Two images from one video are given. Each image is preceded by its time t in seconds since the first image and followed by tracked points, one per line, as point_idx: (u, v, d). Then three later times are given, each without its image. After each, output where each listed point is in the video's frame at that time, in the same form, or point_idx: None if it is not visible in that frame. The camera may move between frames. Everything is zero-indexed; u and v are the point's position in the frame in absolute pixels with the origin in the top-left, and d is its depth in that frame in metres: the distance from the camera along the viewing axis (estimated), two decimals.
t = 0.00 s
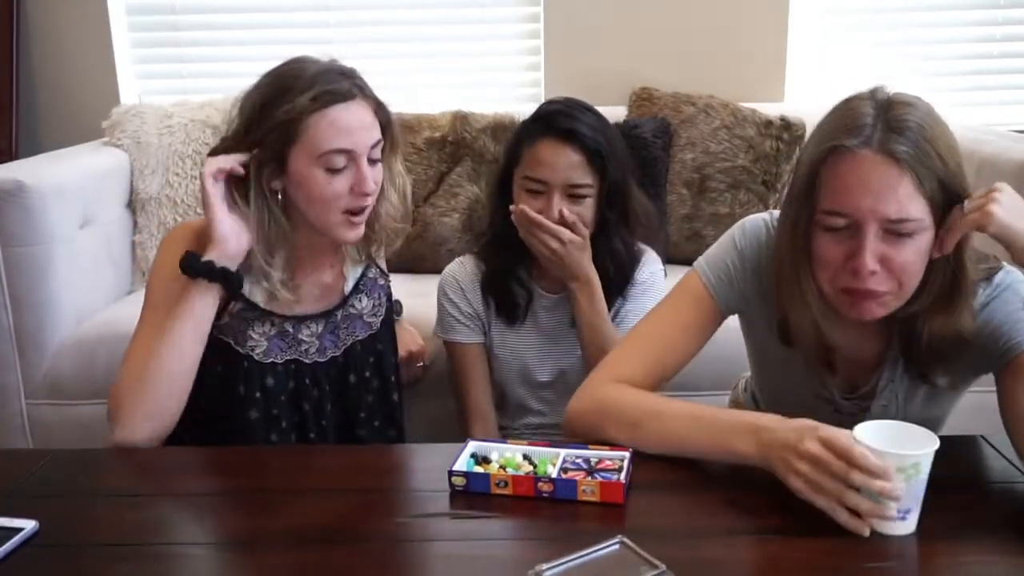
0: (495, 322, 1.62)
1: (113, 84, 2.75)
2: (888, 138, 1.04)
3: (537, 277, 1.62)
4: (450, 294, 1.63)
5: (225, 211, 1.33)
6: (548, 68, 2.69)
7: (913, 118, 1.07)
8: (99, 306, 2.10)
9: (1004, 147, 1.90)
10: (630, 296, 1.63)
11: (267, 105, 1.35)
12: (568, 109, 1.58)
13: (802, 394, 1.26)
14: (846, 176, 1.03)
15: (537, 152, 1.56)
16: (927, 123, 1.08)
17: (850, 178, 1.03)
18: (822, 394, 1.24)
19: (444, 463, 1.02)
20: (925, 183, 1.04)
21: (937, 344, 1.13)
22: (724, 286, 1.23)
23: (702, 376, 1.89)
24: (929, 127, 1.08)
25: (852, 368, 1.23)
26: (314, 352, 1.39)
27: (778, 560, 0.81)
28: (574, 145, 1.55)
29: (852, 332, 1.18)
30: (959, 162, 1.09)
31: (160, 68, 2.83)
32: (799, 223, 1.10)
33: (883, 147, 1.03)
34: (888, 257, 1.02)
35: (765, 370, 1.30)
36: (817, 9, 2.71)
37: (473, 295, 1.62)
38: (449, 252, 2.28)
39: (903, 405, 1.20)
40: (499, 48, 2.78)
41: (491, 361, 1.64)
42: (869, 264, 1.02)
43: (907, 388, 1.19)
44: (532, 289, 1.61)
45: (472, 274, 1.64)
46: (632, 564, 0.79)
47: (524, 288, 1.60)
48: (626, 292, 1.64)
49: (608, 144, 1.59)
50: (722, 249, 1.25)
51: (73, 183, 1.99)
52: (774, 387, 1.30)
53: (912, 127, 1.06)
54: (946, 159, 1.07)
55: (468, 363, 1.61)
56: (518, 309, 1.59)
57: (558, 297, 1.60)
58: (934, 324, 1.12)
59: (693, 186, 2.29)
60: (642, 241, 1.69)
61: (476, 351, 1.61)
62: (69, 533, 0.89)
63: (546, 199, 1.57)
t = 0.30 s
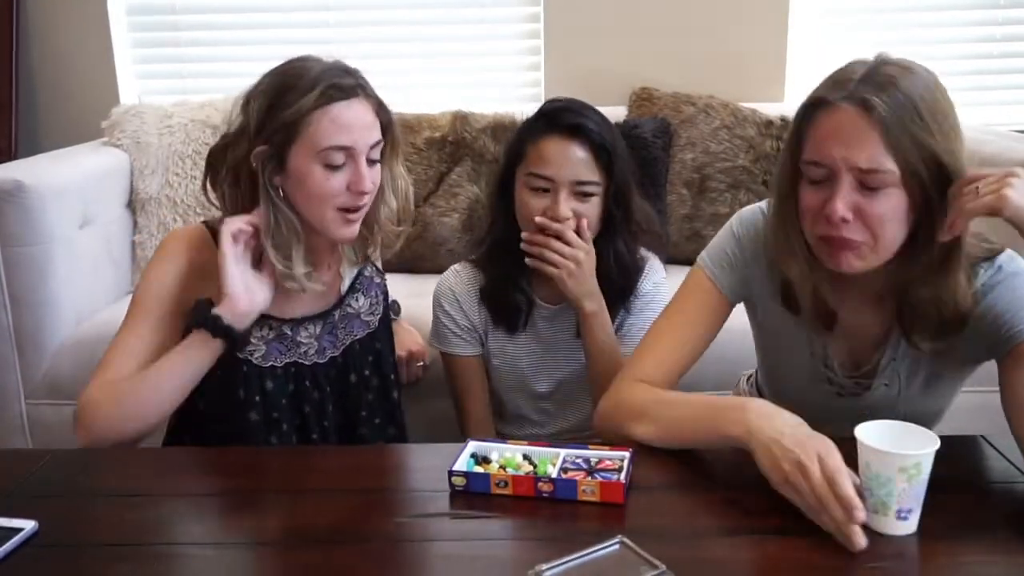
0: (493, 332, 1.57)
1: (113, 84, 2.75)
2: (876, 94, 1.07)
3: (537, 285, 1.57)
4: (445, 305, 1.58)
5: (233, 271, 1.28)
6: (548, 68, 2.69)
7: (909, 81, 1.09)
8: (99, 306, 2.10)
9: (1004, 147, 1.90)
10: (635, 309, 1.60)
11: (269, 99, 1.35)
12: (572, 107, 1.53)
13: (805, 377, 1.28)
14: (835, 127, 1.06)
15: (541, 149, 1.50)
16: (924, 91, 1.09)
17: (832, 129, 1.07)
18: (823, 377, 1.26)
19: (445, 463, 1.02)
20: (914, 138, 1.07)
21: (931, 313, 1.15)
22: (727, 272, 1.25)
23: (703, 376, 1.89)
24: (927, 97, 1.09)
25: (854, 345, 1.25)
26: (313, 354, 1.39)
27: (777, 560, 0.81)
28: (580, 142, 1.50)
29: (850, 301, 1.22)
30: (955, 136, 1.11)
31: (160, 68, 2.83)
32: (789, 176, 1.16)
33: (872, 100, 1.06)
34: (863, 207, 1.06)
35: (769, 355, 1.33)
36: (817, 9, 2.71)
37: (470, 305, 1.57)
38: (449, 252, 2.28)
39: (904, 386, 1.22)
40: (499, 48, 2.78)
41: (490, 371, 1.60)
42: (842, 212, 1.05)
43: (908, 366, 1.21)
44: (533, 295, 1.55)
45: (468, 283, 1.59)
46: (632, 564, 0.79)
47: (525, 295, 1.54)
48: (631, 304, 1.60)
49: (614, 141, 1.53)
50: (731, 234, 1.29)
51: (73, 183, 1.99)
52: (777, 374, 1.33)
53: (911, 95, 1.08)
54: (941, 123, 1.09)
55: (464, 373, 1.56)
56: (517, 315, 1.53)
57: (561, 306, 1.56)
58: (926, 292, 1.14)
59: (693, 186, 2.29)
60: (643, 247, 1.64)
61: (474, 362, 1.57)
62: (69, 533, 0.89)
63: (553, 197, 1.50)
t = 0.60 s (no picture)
0: (488, 336, 1.55)
1: (113, 84, 2.75)
2: (838, 84, 1.09)
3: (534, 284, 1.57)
4: (439, 310, 1.56)
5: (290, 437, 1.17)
6: (548, 68, 2.69)
7: (891, 75, 1.08)
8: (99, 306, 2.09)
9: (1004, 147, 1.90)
10: (633, 324, 1.54)
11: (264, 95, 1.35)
12: (567, 108, 1.49)
13: (808, 361, 1.30)
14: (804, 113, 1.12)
15: (534, 151, 1.47)
16: (919, 85, 1.08)
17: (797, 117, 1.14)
18: (826, 360, 1.28)
19: (445, 463, 1.02)
20: (870, 130, 1.07)
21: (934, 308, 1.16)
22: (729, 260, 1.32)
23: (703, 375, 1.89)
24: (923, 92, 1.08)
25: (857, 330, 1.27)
26: (305, 357, 1.39)
27: (778, 560, 0.81)
28: (575, 144, 1.46)
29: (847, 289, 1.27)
30: (955, 136, 1.11)
31: (160, 68, 2.83)
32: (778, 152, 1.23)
33: (836, 89, 1.08)
34: (815, 183, 1.13)
35: (776, 335, 1.35)
36: (818, 9, 2.71)
37: (465, 309, 1.55)
38: (449, 252, 2.27)
39: (904, 373, 1.24)
40: (499, 49, 2.78)
41: (483, 375, 1.57)
42: (793, 188, 1.15)
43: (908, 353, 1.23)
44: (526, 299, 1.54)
45: (463, 287, 1.56)
46: (632, 564, 0.79)
47: (519, 297, 1.54)
48: (630, 321, 1.54)
49: (612, 145, 1.50)
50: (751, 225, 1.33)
51: (73, 183, 1.99)
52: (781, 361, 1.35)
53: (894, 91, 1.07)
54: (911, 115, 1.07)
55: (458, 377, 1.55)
56: (512, 320, 1.52)
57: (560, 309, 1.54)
58: (931, 287, 1.14)
59: (693, 186, 2.29)
60: (642, 254, 1.58)
61: (467, 367, 1.55)
62: (69, 533, 0.89)
63: (547, 201, 1.46)
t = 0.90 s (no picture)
0: (487, 337, 1.54)
1: (113, 84, 2.75)
2: (823, 97, 1.13)
3: (533, 285, 1.55)
4: (438, 311, 1.55)
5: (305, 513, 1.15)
6: (548, 68, 2.69)
7: (877, 90, 1.12)
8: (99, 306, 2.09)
9: (1006, 147, 1.90)
10: (630, 329, 1.53)
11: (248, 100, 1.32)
12: (565, 110, 1.49)
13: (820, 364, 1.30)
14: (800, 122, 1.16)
15: (531, 152, 1.46)
16: (907, 97, 1.12)
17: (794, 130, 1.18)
18: (838, 363, 1.27)
19: (445, 463, 1.02)
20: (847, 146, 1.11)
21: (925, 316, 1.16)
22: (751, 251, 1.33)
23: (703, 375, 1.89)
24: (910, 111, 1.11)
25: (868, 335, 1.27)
26: (297, 361, 1.39)
27: (778, 560, 0.81)
28: (571, 146, 1.46)
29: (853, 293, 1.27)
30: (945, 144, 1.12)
31: (160, 68, 2.83)
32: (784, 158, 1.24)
33: (818, 102, 1.13)
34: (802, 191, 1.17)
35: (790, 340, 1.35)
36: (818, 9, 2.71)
37: (464, 312, 1.54)
38: (449, 252, 2.27)
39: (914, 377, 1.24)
40: (499, 49, 2.78)
41: (480, 375, 1.57)
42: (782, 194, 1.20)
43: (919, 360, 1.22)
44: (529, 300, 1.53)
45: (462, 288, 1.56)
46: (632, 564, 0.79)
47: (520, 300, 1.52)
48: (629, 326, 1.52)
49: (607, 147, 1.49)
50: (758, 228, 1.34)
51: (73, 183, 1.99)
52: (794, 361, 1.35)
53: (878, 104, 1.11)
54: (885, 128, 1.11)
55: (455, 378, 1.55)
56: (513, 322, 1.52)
57: (561, 313, 1.52)
58: (920, 304, 1.15)
59: (693, 186, 2.29)
60: (642, 259, 1.56)
61: (464, 368, 1.55)
62: (69, 533, 0.89)
63: (540, 202, 1.45)
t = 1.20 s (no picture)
0: (489, 336, 1.54)
1: (113, 84, 2.75)
2: (831, 124, 1.11)
3: (535, 285, 1.54)
4: (439, 310, 1.56)
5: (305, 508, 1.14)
6: (548, 68, 2.69)
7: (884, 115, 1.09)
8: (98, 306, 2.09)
9: (1007, 147, 1.90)
10: (632, 328, 1.52)
11: (247, 115, 1.28)
12: (566, 109, 1.49)
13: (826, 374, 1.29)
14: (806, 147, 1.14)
15: (531, 151, 1.46)
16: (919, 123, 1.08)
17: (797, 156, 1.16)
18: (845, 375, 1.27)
19: (443, 463, 1.02)
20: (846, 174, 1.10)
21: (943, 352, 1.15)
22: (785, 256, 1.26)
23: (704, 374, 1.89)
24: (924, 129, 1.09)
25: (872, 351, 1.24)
26: (281, 365, 1.38)
27: (778, 560, 0.81)
28: (572, 146, 1.46)
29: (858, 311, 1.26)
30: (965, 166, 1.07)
31: (160, 68, 2.83)
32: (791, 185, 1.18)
33: (824, 130, 1.11)
34: (804, 214, 1.16)
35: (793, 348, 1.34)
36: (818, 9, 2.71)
37: (465, 309, 1.55)
38: (449, 251, 2.27)
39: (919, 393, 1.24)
40: (498, 49, 2.78)
41: (479, 373, 1.58)
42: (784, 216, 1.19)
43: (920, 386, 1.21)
44: (530, 299, 1.52)
45: (464, 287, 1.56)
46: (632, 564, 0.79)
47: (522, 298, 1.52)
48: (630, 325, 1.52)
49: (609, 147, 1.49)
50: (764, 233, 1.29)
51: (73, 183, 1.99)
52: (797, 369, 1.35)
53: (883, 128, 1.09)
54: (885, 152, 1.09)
55: (455, 378, 1.56)
56: (514, 319, 1.51)
57: (561, 312, 1.51)
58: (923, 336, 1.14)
59: (693, 186, 2.29)
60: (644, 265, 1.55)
61: (464, 368, 1.56)
62: (68, 533, 0.89)
63: (542, 201, 1.45)
